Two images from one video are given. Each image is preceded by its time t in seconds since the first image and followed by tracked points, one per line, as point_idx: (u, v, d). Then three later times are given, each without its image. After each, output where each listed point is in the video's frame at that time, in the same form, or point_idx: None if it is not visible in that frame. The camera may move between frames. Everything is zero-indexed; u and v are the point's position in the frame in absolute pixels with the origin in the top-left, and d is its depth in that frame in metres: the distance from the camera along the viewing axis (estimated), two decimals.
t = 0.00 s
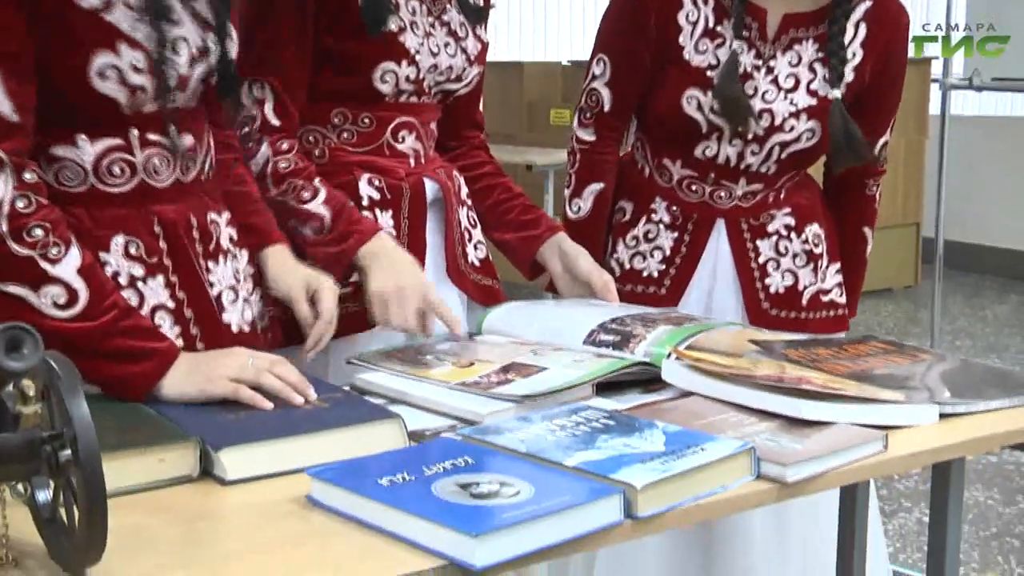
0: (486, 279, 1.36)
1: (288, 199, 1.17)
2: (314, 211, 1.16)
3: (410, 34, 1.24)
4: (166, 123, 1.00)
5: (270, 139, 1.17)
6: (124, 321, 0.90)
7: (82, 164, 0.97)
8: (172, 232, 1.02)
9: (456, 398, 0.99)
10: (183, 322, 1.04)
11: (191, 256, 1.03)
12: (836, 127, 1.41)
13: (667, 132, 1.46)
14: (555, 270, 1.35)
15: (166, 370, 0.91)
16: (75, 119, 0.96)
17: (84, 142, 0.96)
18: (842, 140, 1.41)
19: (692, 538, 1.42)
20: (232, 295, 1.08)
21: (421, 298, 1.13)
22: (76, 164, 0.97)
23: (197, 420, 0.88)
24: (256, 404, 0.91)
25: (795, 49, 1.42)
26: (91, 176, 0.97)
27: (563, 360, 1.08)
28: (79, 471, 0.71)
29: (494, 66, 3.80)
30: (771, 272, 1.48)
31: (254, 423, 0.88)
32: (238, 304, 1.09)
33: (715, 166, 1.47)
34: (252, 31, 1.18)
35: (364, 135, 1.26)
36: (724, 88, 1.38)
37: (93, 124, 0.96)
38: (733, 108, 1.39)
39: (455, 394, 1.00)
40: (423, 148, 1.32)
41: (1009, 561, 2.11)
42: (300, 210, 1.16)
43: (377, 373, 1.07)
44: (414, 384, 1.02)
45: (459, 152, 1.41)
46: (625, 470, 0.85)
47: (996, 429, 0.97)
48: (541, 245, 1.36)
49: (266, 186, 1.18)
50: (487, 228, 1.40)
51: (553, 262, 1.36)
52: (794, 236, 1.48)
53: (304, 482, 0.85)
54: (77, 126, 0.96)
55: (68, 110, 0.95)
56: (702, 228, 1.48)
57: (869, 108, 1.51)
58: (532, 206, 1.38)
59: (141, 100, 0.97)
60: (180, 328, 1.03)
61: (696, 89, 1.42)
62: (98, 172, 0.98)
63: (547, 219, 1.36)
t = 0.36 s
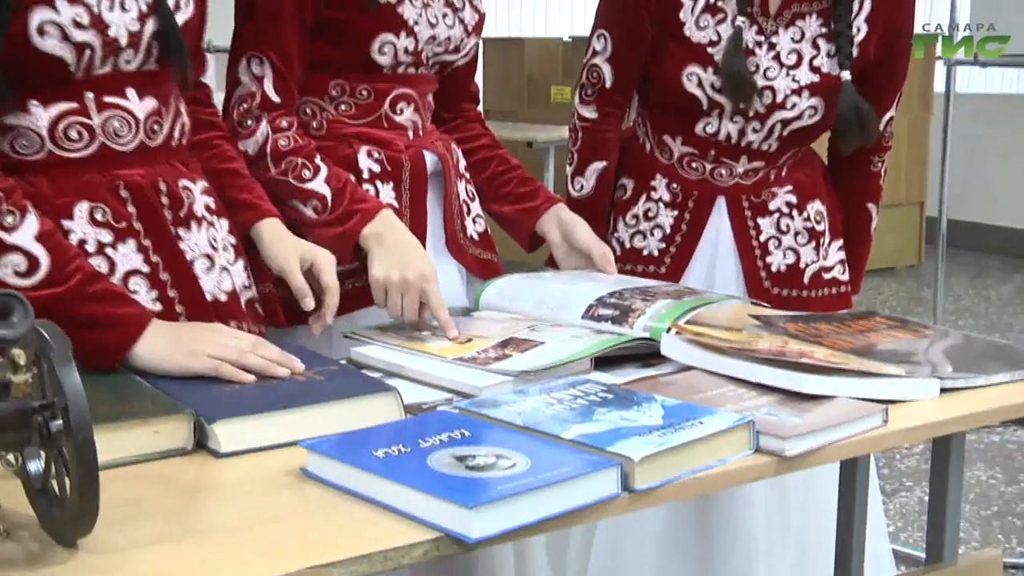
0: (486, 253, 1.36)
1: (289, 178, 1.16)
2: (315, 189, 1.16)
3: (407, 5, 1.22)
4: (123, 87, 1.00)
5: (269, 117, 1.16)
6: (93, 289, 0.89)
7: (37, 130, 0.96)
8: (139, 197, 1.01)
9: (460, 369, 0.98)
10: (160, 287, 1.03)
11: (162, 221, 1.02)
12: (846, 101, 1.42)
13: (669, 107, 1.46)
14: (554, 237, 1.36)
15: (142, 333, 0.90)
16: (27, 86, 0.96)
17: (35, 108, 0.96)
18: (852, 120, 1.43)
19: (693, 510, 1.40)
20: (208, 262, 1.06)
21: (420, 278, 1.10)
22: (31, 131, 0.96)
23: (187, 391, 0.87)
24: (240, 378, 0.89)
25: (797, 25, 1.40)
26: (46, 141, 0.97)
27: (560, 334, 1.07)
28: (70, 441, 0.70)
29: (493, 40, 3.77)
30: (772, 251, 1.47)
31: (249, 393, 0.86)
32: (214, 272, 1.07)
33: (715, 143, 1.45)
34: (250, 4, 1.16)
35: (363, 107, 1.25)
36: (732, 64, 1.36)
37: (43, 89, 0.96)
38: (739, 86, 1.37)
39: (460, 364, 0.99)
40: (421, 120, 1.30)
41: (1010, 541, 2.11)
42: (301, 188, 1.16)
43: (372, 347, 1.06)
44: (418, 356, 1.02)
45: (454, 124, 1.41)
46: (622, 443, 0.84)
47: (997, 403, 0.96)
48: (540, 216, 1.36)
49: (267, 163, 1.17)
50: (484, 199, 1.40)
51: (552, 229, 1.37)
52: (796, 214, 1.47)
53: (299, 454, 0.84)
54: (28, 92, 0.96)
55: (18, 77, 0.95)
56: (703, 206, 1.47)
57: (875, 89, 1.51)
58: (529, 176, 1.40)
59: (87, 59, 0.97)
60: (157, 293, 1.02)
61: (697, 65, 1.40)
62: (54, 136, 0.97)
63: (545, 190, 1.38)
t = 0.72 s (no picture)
0: (490, 219, 1.33)
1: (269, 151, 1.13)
2: (292, 164, 1.12)
3: None
4: (115, 67, 0.99)
5: (251, 82, 1.13)
6: (80, 281, 0.87)
7: (28, 108, 0.94)
8: (126, 180, 0.99)
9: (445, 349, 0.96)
10: (142, 274, 1.00)
11: (145, 205, 1.00)
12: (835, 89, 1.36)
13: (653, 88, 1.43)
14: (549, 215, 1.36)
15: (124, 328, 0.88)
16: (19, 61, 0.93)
17: (28, 85, 0.94)
18: (838, 101, 1.35)
19: (693, 500, 1.34)
20: (189, 247, 1.04)
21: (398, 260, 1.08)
22: (22, 109, 0.94)
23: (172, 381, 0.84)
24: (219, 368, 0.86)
25: (778, 5, 1.36)
26: (38, 121, 0.95)
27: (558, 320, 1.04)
28: (48, 430, 0.67)
29: (495, 18, 3.71)
30: (760, 237, 1.43)
31: (236, 382, 0.83)
32: (195, 258, 1.05)
33: (699, 125, 1.42)
34: None
35: (359, 73, 1.22)
36: (712, 45, 1.34)
37: (36, 66, 0.94)
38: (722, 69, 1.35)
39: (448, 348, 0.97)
40: (419, 84, 1.27)
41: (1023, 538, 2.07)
42: (279, 161, 1.12)
43: (365, 335, 1.04)
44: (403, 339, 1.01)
45: (453, 87, 1.38)
46: (622, 434, 0.81)
47: (1011, 392, 0.93)
48: (535, 189, 1.37)
49: (245, 132, 1.14)
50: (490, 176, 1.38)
51: (547, 207, 1.37)
52: (786, 197, 1.42)
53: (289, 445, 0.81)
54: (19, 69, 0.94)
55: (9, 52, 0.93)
56: (687, 189, 1.44)
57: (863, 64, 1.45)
58: (527, 147, 1.39)
59: (89, 41, 0.95)
60: (138, 280, 1.00)
61: (671, 47, 1.38)
62: (45, 116, 0.95)
63: (541, 163, 1.37)
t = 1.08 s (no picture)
0: (502, 219, 1.30)
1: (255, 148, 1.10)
2: (274, 164, 1.09)
3: None
4: (120, 64, 0.96)
5: (244, 79, 1.10)
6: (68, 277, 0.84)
7: (31, 97, 0.92)
8: (122, 177, 0.97)
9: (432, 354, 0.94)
10: (130, 275, 0.98)
11: (139, 206, 0.98)
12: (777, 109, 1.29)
13: (615, 88, 1.40)
14: (560, 214, 1.34)
15: (109, 330, 0.85)
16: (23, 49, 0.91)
17: (32, 71, 0.92)
18: (787, 127, 1.27)
19: (696, 507, 1.31)
20: (179, 251, 1.02)
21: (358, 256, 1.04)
22: (24, 96, 0.92)
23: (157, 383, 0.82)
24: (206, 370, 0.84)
25: (729, 5, 1.32)
26: (40, 112, 0.93)
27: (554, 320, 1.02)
28: (25, 435, 0.65)
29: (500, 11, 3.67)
30: (737, 235, 1.39)
31: (221, 384, 0.81)
32: (184, 262, 1.02)
33: (664, 129, 1.39)
34: None
35: (364, 68, 1.19)
36: (663, 47, 1.32)
37: (42, 55, 0.92)
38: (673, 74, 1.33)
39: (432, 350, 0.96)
40: (429, 80, 1.25)
41: None
42: (262, 161, 1.10)
43: (352, 337, 1.01)
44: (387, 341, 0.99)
45: (468, 85, 1.35)
46: (619, 438, 0.79)
47: None
48: (548, 188, 1.34)
49: (233, 130, 1.11)
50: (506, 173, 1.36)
51: (559, 205, 1.35)
52: (762, 191, 1.38)
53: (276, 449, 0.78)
54: (23, 55, 0.91)
55: (14, 39, 0.90)
56: (658, 190, 1.41)
57: (837, 60, 1.40)
58: (542, 142, 1.36)
59: (102, 37, 0.93)
60: (126, 280, 0.98)
61: (623, 50, 1.36)
62: (46, 107, 0.93)
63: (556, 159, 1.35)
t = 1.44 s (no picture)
0: (513, 218, 1.27)
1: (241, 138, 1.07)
2: (257, 152, 1.06)
3: None
4: (109, 51, 0.95)
5: (233, 66, 1.08)
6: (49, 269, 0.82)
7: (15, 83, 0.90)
8: (109, 167, 0.95)
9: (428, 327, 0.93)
10: (116, 269, 0.96)
11: (128, 197, 0.96)
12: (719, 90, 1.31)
13: (588, 76, 1.38)
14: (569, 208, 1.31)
15: (89, 326, 0.83)
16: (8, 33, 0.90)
17: (18, 58, 0.90)
18: (722, 106, 1.31)
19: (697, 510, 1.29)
20: (170, 245, 1.00)
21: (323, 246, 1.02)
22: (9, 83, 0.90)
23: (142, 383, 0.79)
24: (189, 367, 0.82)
25: None
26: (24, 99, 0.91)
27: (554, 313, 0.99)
28: None
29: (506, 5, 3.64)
30: (711, 234, 1.37)
31: (207, 382, 0.79)
32: (174, 256, 1.01)
33: (638, 118, 1.36)
34: None
35: (370, 61, 1.16)
36: (636, 32, 1.29)
37: (29, 40, 0.90)
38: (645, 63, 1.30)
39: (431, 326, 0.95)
40: (440, 72, 1.22)
41: None
42: (245, 150, 1.07)
43: (345, 332, 0.98)
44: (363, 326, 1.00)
45: (476, 72, 1.33)
46: (620, 438, 0.76)
47: None
48: (558, 180, 1.31)
49: (219, 118, 1.08)
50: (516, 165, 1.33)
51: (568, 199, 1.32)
52: (740, 189, 1.36)
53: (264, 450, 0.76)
54: (9, 40, 0.90)
55: None
56: (635, 183, 1.38)
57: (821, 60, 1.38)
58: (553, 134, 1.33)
59: (92, 23, 0.92)
60: (111, 275, 0.96)
61: (598, 32, 1.32)
62: (32, 94, 0.91)
63: (566, 153, 1.32)
